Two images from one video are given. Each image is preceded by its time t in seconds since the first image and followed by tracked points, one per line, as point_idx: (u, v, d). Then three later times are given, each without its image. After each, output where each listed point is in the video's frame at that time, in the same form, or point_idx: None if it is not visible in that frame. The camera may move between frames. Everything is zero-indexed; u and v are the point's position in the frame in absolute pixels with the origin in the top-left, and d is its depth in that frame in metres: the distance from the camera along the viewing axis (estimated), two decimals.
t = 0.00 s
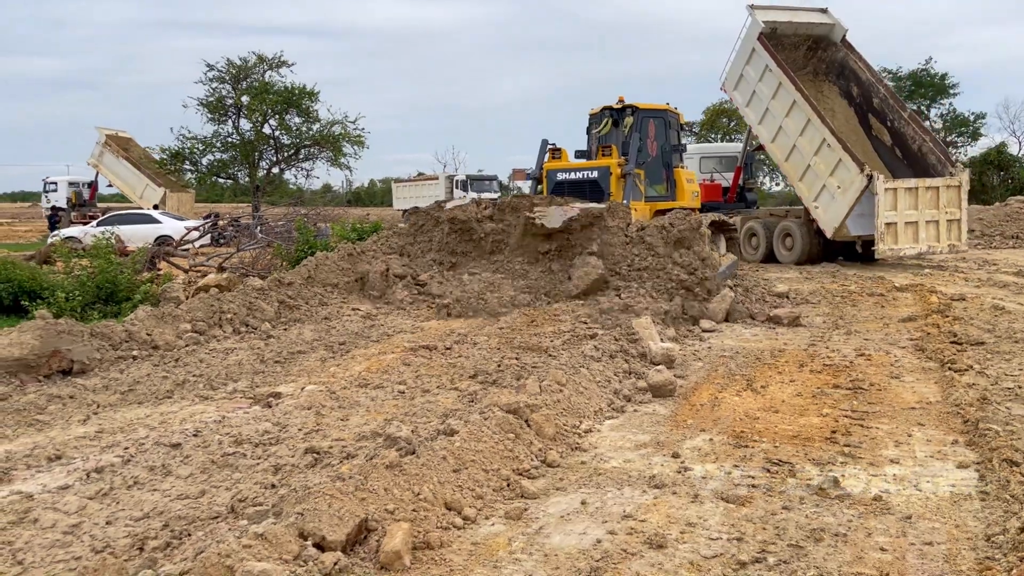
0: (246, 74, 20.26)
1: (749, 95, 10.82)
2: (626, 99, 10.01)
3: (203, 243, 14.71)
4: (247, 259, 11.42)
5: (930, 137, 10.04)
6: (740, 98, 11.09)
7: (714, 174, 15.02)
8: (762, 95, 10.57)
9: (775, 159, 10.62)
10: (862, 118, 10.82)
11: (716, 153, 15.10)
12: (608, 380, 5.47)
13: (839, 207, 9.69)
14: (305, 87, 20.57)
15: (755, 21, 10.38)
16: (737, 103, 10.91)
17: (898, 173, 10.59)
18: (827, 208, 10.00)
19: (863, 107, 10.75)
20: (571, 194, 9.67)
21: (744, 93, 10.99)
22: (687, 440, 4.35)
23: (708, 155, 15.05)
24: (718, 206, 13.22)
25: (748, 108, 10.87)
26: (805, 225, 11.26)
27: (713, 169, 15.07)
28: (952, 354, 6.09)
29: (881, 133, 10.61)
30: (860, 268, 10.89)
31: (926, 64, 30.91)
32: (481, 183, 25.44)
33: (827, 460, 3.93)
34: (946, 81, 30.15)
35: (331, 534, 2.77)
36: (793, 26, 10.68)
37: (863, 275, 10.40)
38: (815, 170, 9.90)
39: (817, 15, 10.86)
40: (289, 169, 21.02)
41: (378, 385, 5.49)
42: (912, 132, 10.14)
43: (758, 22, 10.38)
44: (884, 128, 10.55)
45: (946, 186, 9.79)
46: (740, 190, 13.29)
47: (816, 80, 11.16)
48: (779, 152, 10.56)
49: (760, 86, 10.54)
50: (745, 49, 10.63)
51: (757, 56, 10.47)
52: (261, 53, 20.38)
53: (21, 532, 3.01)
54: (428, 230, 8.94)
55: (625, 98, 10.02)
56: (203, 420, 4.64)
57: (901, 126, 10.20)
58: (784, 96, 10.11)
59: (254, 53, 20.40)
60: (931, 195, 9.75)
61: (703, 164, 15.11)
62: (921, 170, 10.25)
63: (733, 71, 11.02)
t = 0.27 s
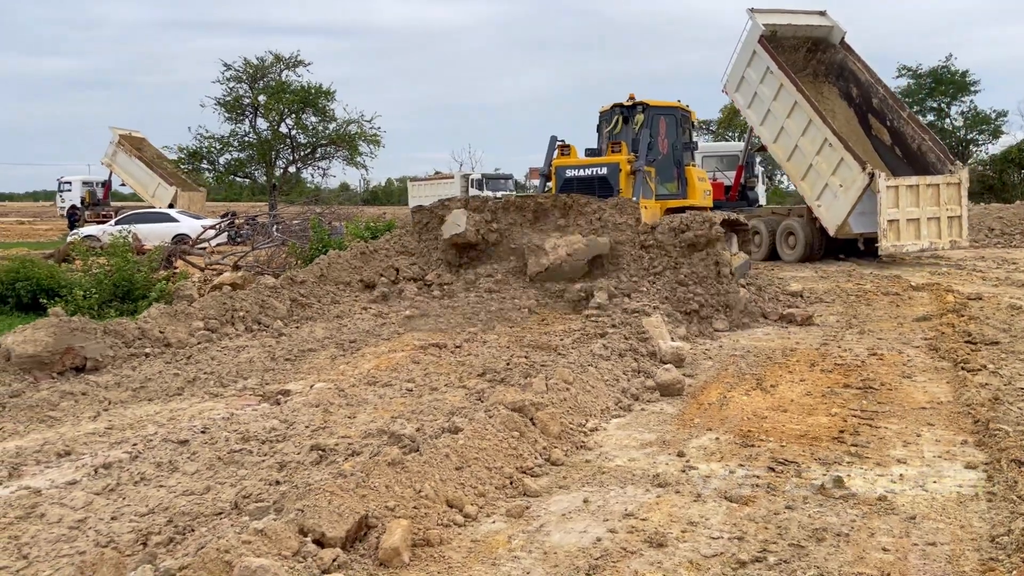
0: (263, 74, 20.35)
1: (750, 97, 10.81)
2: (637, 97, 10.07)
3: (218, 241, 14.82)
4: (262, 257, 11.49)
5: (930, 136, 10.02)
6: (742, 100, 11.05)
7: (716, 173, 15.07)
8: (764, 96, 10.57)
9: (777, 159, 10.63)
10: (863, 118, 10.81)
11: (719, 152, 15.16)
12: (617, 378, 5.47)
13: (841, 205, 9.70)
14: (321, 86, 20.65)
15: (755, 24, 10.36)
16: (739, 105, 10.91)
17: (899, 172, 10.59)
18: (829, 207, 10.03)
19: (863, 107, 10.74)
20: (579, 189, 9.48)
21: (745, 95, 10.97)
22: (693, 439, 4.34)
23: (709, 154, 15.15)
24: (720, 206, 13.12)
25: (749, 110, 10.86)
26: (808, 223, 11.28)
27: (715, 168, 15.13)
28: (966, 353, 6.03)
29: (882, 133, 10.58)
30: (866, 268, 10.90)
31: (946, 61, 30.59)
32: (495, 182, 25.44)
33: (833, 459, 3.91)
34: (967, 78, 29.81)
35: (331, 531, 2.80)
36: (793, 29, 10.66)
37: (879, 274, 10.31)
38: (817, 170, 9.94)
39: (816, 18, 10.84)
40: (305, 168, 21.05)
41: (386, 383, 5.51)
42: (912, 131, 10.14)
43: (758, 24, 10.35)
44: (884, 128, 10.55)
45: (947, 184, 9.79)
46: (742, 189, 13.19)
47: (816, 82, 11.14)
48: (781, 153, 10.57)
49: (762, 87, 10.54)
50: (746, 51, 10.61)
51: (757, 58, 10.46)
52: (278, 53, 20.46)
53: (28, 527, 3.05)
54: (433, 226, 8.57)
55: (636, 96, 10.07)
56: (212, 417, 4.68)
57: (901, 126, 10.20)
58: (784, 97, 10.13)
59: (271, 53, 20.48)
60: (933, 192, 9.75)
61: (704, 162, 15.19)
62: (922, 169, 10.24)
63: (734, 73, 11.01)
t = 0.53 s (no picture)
0: (278, 75, 20.44)
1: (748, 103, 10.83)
2: (645, 94, 9.92)
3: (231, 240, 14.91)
4: (274, 257, 11.56)
5: (926, 137, 10.15)
6: (740, 106, 11.06)
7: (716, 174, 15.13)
8: (762, 101, 10.58)
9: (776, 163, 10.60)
10: (858, 122, 10.94)
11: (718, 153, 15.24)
12: (622, 378, 5.46)
13: (841, 204, 9.67)
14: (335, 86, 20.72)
15: (752, 31, 10.45)
16: (737, 111, 10.92)
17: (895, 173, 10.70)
18: (829, 208, 10.00)
19: (858, 111, 10.89)
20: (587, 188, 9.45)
21: (743, 101, 11.00)
22: (695, 438, 4.33)
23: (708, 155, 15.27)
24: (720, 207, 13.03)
25: (747, 116, 10.86)
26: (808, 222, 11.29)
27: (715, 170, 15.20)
28: (976, 354, 5.98)
29: (879, 135, 10.72)
30: (865, 267, 10.93)
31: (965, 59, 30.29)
32: (508, 182, 25.43)
33: (836, 459, 3.89)
34: (985, 77, 29.50)
35: (327, 527, 2.83)
36: (789, 36, 10.78)
37: (893, 274, 10.22)
38: (817, 171, 9.91)
39: (811, 25, 10.98)
40: (320, 169, 21.01)
41: (392, 382, 5.54)
42: (909, 132, 10.28)
43: (755, 31, 10.44)
44: (880, 130, 10.68)
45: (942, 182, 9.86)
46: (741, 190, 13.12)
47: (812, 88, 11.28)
48: (779, 156, 10.53)
49: (759, 93, 10.56)
50: (743, 58, 10.68)
51: (755, 65, 10.51)
52: (293, 54, 20.54)
53: (31, 522, 3.10)
54: (439, 228, 8.39)
55: (644, 94, 9.93)
56: (218, 415, 4.72)
57: (897, 127, 10.35)
58: (783, 102, 10.12)
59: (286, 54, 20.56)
60: (929, 189, 9.81)
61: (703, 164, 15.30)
62: (918, 169, 10.36)
63: (731, 80, 11.06)
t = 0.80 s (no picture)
0: (289, 78, 20.51)
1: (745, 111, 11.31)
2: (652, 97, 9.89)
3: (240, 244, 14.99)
4: (285, 259, 11.61)
5: (919, 139, 10.68)
6: (737, 115, 11.55)
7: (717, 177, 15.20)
8: (758, 109, 11.06)
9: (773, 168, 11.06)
10: (852, 128, 11.45)
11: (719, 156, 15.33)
12: (626, 383, 5.46)
13: (836, 205, 10.14)
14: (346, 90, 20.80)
15: (747, 42, 10.97)
16: (734, 120, 11.41)
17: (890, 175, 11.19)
18: (825, 208, 10.47)
19: (852, 118, 11.40)
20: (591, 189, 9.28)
21: (740, 110, 11.50)
22: (698, 444, 4.33)
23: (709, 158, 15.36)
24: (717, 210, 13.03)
25: (744, 124, 11.34)
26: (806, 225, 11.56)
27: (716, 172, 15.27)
28: (985, 358, 5.94)
29: (873, 140, 11.24)
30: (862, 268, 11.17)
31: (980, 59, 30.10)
32: (517, 185, 25.42)
33: (838, 465, 3.89)
34: (1000, 78, 29.28)
35: (326, 533, 2.86)
36: (782, 48, 11.33)
37: (903, 278, 10.16)
38: (812, 173, 10.38)
39: (804, 37, 11.54)
40: (332, 172, 21.02)
41: (397, 386, 5.55)
42: (902, 136, 10.79)
43: (750, 42, 10.97)
44: (874, 136, 11.19)
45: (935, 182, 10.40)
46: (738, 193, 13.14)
47: (806, 97, 11.79)
48: (776, 161, 11.00)
49: (755, 101, 11.05)
50: (739, 68, 11.20)
51: (751, 74, 11.02)
52: (304, 58, 20.61)
53: (34, 526, 3.14)
54: (443, 229, 8.28)
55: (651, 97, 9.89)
56: (223, 419, 4.75)
57: (890, 132, 10.87)
58: (779, 108, 10.59)
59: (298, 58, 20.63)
60: (921, 189, 10.30)
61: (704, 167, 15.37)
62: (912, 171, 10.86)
63: (728, 91, 11.57)
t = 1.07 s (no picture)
0: (298, 82, 20.55)
1: (739, 122, 11.99)
2: (656, 99, 9.70)
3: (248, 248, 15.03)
4: (292, 264, 11.64)
5: (907, 145, 11.40)
6: (730, 127, 12.19)
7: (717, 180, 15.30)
8: (751, 121, 11.75)
9: (767, 176, 11.77)
10: (842, 137, 12.20)
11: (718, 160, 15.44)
12: (632, 389, 5.46)
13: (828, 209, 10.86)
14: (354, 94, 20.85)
15: (739, 56, 11.65)
16: (728, 131, 12.07)
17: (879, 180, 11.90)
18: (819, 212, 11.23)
19: (842, 127, 12.14)
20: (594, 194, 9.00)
21: (733, 122, 12.17)
22: (704, 451, 4.32)
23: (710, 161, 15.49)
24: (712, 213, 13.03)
25: (738, 134, 12.00)
26: (800, 228, 11.93)
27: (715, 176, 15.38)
28: (993, 365, 5.92)
29: (862, 147, 11.96)
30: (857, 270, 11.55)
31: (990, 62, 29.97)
32: (523, 189, 25.41)
33: (844, 473, 3.88)
34: (1010, 81, 29.13)
35: (330, 541, 2.87)
36: (772, 61, 12.05)
37: (912, 283, 10.11)
38: (805, 180, 11.14)
39: (794, 51, 12.26)
40: (339, 176, 21.06)
41: (403, 392, 5.56)
42: (889, 142, 11.52)
43: (742, 56, 11.64)
44: (864, 143, 11.91)
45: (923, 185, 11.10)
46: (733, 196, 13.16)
47: (797, 108, 12.51)
48: (770, 169, 11.71)
49: (748, 113, 11.71)
50: (732, 81, 11.88)
51: (743, 87, 11.69)
52: (313, 62, 20.66)
53: (40, 533, 3.15)
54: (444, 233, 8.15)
55: (655, 99, 9.70)
56: (229, 425, 4.77)
57: (878, 138, 11.60)
58: (770, 119, 11.28)
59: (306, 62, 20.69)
60: (908, 191, 11.00)
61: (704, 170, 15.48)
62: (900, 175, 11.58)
63: (721, 104, 12.25)
